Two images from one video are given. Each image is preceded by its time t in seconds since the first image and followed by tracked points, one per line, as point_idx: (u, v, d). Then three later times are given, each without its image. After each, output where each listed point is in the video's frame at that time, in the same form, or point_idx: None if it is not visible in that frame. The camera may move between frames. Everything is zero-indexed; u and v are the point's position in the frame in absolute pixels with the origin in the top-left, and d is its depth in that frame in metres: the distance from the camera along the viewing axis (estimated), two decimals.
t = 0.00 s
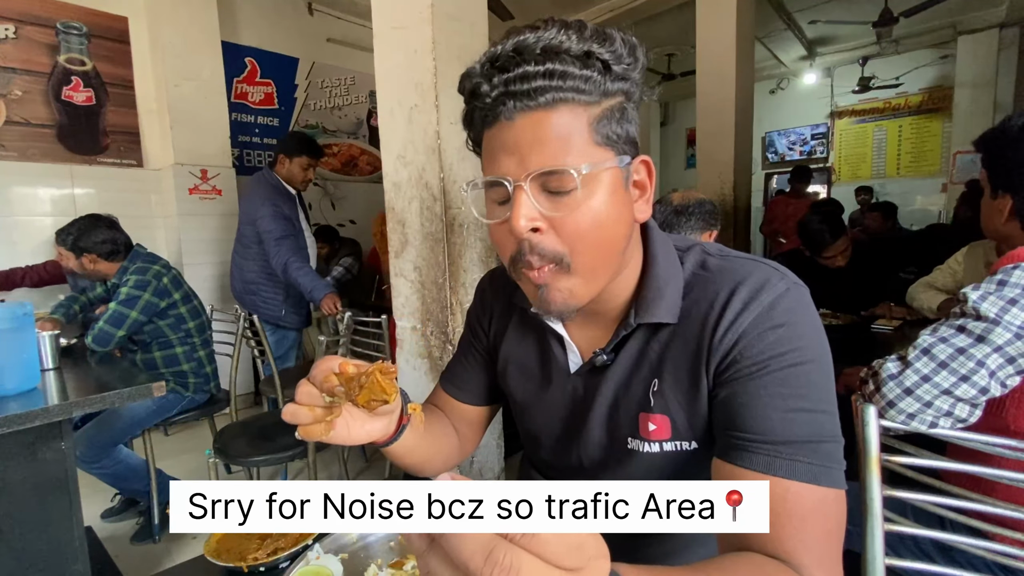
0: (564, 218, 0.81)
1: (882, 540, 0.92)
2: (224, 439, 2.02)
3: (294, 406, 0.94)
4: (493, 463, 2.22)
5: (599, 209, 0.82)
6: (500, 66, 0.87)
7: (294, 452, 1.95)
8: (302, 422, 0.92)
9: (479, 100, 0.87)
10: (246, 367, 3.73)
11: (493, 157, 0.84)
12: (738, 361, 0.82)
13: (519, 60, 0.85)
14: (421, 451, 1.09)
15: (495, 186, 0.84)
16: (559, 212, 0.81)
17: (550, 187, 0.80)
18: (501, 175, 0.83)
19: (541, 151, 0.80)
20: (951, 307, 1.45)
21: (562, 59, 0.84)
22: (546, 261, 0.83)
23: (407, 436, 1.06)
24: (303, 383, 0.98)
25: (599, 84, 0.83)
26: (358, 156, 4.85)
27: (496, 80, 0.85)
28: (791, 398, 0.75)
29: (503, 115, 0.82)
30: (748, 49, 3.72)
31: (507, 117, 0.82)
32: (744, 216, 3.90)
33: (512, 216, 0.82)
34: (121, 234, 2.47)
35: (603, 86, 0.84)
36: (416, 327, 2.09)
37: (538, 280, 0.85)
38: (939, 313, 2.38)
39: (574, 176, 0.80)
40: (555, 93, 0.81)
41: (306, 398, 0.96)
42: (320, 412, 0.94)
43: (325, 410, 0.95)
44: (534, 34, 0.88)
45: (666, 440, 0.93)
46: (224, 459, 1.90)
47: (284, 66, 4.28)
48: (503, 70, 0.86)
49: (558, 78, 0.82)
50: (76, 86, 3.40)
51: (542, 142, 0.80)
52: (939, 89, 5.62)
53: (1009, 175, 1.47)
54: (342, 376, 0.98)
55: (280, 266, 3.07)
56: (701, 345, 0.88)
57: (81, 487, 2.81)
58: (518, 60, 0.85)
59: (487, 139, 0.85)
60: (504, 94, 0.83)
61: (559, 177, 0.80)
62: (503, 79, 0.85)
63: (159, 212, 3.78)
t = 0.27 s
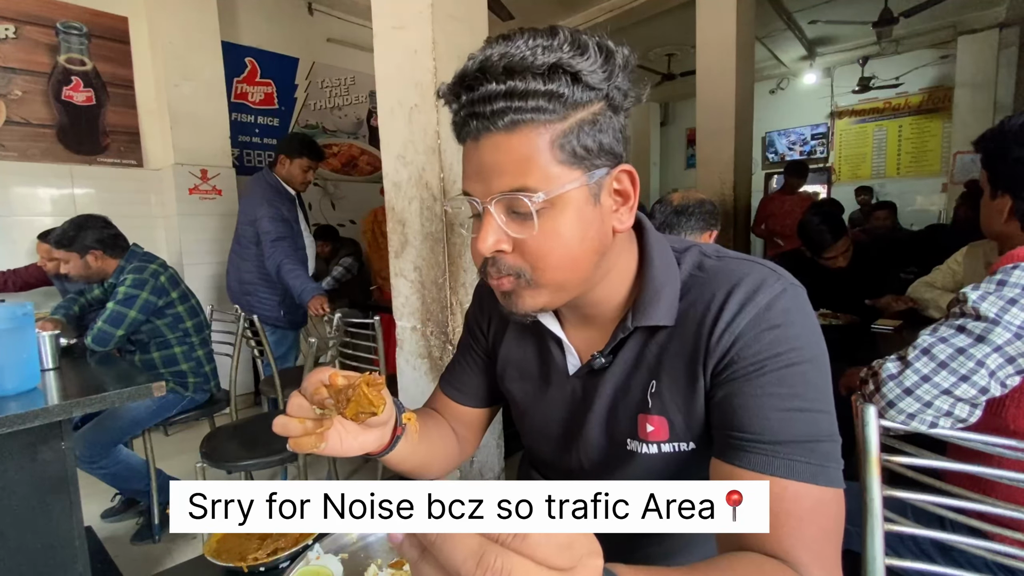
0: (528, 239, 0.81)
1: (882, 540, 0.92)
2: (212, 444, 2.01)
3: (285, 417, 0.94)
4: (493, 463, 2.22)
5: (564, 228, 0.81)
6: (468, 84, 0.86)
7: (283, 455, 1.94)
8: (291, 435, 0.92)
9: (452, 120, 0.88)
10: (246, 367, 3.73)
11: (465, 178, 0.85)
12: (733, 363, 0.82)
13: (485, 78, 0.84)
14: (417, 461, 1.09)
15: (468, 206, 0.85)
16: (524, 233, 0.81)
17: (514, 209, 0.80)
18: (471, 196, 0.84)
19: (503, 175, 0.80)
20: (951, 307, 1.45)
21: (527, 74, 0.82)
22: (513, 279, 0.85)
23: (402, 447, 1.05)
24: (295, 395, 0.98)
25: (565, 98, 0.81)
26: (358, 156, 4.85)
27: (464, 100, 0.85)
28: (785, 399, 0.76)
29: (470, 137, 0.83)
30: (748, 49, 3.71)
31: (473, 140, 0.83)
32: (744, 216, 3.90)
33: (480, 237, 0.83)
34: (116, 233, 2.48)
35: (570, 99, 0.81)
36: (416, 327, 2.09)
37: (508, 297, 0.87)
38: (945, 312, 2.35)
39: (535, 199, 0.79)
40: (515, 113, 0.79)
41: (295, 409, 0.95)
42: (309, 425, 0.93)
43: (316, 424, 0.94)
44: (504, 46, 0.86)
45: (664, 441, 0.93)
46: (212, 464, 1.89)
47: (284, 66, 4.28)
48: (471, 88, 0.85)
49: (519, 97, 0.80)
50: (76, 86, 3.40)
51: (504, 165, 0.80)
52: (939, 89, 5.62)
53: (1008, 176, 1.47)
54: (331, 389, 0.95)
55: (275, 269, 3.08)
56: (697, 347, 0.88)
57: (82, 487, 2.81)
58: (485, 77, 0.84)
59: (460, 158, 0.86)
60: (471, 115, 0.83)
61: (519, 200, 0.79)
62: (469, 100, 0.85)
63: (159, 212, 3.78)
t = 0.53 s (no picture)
0: (522, 248, 0.81)
1: (882, 540, 0.93)
2: (203, 445, 2.01)
3: (285, 420, 0.92)
4: (493, 463, 2.22)
5: (556, 237, 0.81)
6: (457, 95, 0.86)
7: (275, 459, 1.93)
8: (292, 440, 0.90)
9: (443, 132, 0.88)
10: (246, 367, 3.73)
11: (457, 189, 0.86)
12: (731, 364, 0.82)
13: (473, 90, 0.84)
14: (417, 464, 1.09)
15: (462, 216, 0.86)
16: (517, 243, 0.81)
17: (506, 219, 0.80)
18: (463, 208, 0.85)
19: (493, 187, 0.80)
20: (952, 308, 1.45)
21: (514, 84, 0.82)
22: (507, 286, 0.86)
23: (403, 449, 1.05)
24: (295, 399, 0.96)
25: (554, 107, 0.81)
26: (358, 156, 4.85)
27: (454, 112, 0.86)
28: (782, 401, 0.76)
29: (460, 150, 0.84)
30: (748, 49, 3.71)
31: (463, 152, 0.83)
32: (744, 216, 3.90)
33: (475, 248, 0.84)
34: (106, 233, 2.47)
35: (558, 107, 0.81)
36: (416, 326, 2.09)
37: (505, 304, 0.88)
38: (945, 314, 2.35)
39: (526, 210, 0.79)
40: (503, 125, 0.80)
41: (297, 414, 0.94)
42: (311, 430, 0.92)
43: (318, 427, 0.93)
44: (491, 56, 0.86)
45: (663, 442, 0.93)
46: (200, 469, 1.88)
47: (284, 66, 4.27)
48: (459, 99, 0.86)
49: (507, 109, 0.80)
50: (76, 86, 3.39)
51: (493, 176, 0.80)
52: (939, 89, 5.62)
53: (1009, 176, 1.47)
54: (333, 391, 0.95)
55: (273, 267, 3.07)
56: (695, 348, 0.88)
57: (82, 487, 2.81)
58: (474, 87, 0.85)
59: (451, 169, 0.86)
60: (460, 127, 0.84)
61: (510, 211, 0.80)
62: (459, 111, 0.85)
63: (159, 212, 3.78)
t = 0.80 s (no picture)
0: (520, 249, 0.81)
1: (882, 541, 0.93)
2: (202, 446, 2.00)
3: (285, 426, 0.93)
4: (493, 463, 2.22)
5: (554, 236, 0.81)
6: (451, 100, 0.87)
7: (274, 459, 1.93)
8: (291, 445, 0.91)
9: (439, 136, 0.89)
10: (246, 367, 3.73)
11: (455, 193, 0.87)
12: (730, 364, 0.82)
13: (466, 95, 0.84)
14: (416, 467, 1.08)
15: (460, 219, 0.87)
16: (515, 244, 0.81)
17: (503, 221, 0.81)
18: (462, 211, 0.85)
19: (489, 190, 0.81)
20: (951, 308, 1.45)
21: (506, 87, 0.82)
22: (507, 287, 0.86)
23: (403, 456, 1.05)
24: (295, 404, 0.96)
25: (546, 108, 0.81)
26: (358, 156, 4.85)
27: (449, 116, 0.86)
28: (781, 401, 0.76)
29: (456, 155, 0.84)
30: (748, 49, 3.71)
31: (459, 156, 0.84)
32: (744, 216, 3.90)
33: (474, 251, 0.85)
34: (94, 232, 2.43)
35: (551, 108, 0.81)
36: (416, 326, 2.09)
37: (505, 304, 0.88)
38: (944, 312, 2.34)
39: (523, 211, 0.80)
40: (497, 128, 0.80)
41: (296, 420, 0.94)
42: (309, 437, 0.92)
43: (315, 434, 0.93)
44: (483, 60, 0.86)
45: (663, 441, 0.93)
46: (200, 468, 1.88)
47: (284, 66, 4.27)
48: (453, 104, 0.86)
49: (500, 112, 0.80)
50: (76, 86, 3.39)
51: (490, 179, 0.81)
52: (938, 89, 5.62)
53: (1009, 176, 1.47)
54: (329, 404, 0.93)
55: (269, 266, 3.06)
56: (694, 347, 0.88)
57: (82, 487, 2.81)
58: (466, 91, 0.85)
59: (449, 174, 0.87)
60: (455, 132, 0.84)
61: (507, 213, 0.80)
62: (453, 116, 0.85)
63: (159, 212, 3.78)
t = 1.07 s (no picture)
0: (571, 205, 0.84)
1: (882, 541, 0.93)
2: (199, 447, 2.00)
3: (278, 440, 0.92)
4: (493, 463, 2.22)
5: (600, 196, 0.86)
6: (496, 68, 0.89)
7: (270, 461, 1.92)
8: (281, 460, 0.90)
9: (477, 101, 0.89)
10: (246, 366, 3.73)
11: (496, 153, 0.86)
12: (725, 363, 0.82)
13: (515, 62, 0.88)
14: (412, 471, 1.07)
15: (499, 181, 0.86)
16: (566, 199, 0.84)
17: (556, 177, 0.84)
18: (506, 170, 0.85)
19: (547, 144, 0.84)
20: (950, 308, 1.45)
21: (556, 61, 0.88)
22: (554, 246, 0.86)
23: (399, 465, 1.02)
24: (289, 418, 0.94)
25: (591, 84, 0.88)
26: (358, 156, 4.85)
27: (494, 81, 0.88)
28: (774, 401, 0.76)
29: (504, 113, 0.85)
30: (748, 49, 3.71)
31: (508, 116, 0.85)
32: (744, 216, 3.90)
33: (520, 209, 0.85)
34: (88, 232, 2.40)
35: (594, 86, 0.89)
36: (416, 326, 2.09)
37: (545, 268, 0.86)
38: (942, 311, 2.34)
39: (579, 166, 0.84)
40: (555, 89, 0.85)
41: (288, 436, 0.92)
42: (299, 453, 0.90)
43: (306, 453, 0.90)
44: (524, 39, 0.92)
45: (661, 439, 0.93)
46: (196, 470, 1.87)
47: (284, 66, 4.27)
48: (500, 71, 0.89)
49: (555, 77, 0.86)
50: (76, 86, 3.39)
51: (545, 136, 0.84)
52: (938, 89, 5.62)
53: (1008, 176, 1.47)
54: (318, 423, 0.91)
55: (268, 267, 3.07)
56: (688, 346, 0.88)
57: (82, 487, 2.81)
58: (516, 61, 0.89)
59: (488, 136, 0.87)
60: (504, 92, 0.86)
61: (565, 167, 0.83)
62: (502, 79, 0.87)
63: (159, 212, 3.78)
